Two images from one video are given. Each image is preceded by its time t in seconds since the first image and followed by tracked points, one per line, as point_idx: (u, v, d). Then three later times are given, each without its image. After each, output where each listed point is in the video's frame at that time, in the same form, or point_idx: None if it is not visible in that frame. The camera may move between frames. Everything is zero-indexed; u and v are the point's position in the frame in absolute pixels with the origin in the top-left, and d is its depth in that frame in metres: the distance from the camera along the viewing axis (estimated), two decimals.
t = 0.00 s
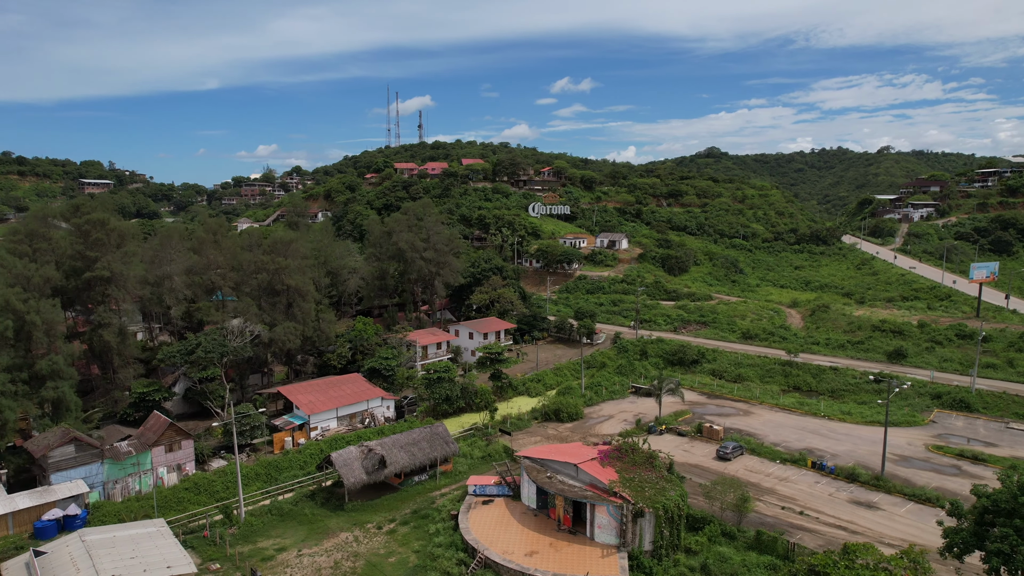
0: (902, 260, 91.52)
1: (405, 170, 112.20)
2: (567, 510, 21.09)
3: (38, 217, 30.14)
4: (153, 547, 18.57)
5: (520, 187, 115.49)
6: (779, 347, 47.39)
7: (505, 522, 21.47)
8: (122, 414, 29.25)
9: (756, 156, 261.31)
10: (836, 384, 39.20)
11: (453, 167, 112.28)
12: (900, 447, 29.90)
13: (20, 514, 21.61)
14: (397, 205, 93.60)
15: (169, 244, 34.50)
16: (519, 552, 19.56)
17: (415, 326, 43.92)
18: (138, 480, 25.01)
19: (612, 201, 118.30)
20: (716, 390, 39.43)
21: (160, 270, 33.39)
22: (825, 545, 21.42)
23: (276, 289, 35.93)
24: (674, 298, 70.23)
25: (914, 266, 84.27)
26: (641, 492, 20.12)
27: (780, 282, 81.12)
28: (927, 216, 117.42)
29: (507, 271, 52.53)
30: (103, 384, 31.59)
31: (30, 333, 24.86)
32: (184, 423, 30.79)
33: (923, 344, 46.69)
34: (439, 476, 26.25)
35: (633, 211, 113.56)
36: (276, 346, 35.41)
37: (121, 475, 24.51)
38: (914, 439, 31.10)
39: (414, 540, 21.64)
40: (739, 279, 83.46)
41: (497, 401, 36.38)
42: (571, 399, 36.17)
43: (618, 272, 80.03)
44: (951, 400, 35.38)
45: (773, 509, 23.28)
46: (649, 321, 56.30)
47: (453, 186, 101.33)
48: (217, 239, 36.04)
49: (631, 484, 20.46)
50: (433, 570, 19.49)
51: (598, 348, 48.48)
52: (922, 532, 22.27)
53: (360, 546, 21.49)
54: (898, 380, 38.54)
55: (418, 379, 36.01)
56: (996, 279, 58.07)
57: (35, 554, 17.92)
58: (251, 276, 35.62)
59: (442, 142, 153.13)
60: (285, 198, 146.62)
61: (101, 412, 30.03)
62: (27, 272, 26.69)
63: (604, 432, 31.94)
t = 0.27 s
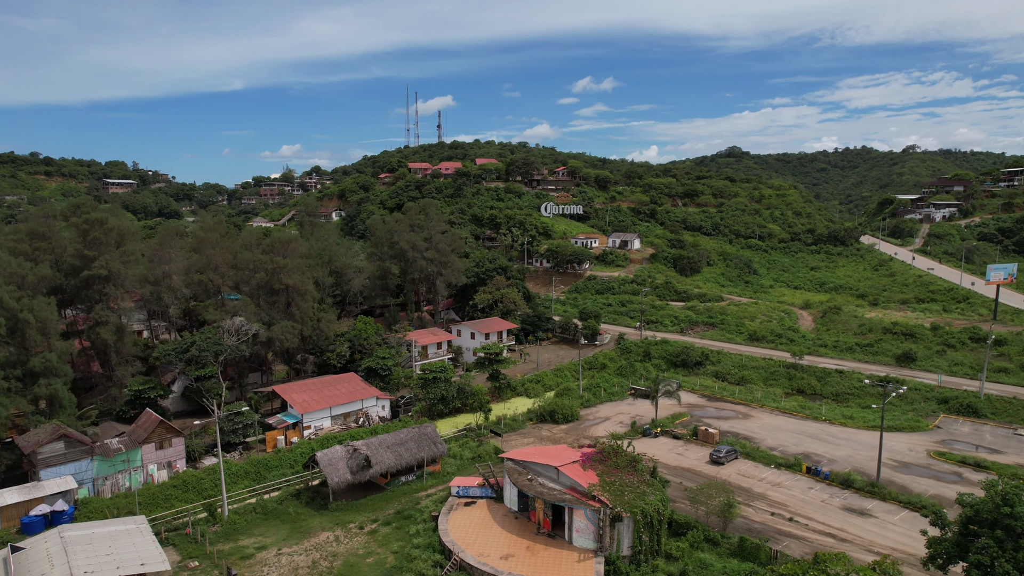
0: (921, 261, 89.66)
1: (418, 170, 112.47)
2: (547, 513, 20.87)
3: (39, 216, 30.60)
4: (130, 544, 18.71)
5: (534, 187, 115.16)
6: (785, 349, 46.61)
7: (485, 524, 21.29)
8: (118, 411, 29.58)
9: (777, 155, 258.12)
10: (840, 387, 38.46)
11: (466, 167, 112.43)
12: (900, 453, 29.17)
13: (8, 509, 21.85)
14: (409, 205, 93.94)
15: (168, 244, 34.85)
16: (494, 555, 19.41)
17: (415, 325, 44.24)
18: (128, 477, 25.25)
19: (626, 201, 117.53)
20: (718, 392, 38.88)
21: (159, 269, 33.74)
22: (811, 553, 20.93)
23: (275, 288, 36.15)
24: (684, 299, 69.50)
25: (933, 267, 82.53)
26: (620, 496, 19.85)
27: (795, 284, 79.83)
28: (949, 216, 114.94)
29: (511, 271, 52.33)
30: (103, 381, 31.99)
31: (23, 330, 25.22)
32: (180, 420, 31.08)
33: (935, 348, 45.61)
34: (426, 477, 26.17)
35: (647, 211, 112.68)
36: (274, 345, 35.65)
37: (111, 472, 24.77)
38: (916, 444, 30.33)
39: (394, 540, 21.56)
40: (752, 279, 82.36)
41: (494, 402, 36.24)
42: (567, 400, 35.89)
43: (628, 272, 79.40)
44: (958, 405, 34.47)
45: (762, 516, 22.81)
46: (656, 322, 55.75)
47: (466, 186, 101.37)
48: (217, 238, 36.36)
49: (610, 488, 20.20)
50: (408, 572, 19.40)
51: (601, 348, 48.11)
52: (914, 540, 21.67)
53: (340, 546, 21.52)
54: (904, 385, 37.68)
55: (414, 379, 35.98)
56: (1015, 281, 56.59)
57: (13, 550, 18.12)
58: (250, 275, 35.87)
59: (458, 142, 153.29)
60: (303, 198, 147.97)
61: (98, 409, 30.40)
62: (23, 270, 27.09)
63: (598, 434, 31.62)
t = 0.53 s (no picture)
0: (941, 263, 87.75)
1: (432, 170, 112.74)
2: (526, 516, 20.66)
3: (39, 215, 31.06)
4: (107, 541, 18.84)
5: (547, 186, 114.78)
6: (792, 351, 45.85)
7: (465, 526, 21.14)
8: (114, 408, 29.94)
9: (798, 154, 254.73)
10: (844, 391, 37.72)
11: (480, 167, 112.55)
12: (900, 460, 28.46)
13: None
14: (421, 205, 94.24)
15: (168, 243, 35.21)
16: (469, 558, 19.25)
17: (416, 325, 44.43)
18: (118, 474, 25.52)
19: (640, 200, 116.71)
20: (719, 395, 38.34)
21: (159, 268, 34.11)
22: (796, 561, 20.45)
23: (273, 287, 36.39)
24: (694, 300, 68.75)
25: (952, 269, 80.80)
26: (598, 500, 19.58)
27: (809, 285, 78.55)
28: (973, 216, 112.36)
29: (515, 271, 52.15)
30: (102, 378, 32.39)
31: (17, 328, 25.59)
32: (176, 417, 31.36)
33: (946, 351, 44.52)
34: (413, 478, 26.10)
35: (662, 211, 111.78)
36: (272, 344, 35.91)
37: (101, 469, 25.05)
38: (918, 450, 29.56)
39: (374, 541, 21.51)
40: (765, 280, 81.23)
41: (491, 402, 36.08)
42: (564, 402, 35.61)
43: (639, 272, 78.77)
44: (965, 411, 33.56)
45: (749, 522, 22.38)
46: (662, 323, 55.19)
47: (478, 186, 101.38)
48: (217, 238, 36.70)
49: (589, 492, 19.94)
50: (383, 573, 19.32)
51: (605, 349, 47.77)
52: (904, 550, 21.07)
53: (319, 546, 21.52)
54: (910, 389, 36.85)
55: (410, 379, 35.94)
56: None
57: None
58: (249, 274, 36.13)
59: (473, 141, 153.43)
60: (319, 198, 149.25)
61: (96, 406, 30.80)
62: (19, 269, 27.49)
63: (591, 436, 31.31)
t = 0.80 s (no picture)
0: (962, 264, 85.80)
1: (445, 170, 112.89)
2: (504, 519, 20.44)
3: (40, 215, 31.53)
4: (86, 537, 18.98)
5: (561, 186, 114.27)
6: (798, 354, 45.08)
7: (444, 527, 20.98)
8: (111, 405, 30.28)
9: (821, 154, 251.12)
10: (848, 395, 37.00)
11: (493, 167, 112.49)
12: (899, 467, 27.77)
13: None
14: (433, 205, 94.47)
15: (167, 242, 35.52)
16: (443, 560, 19.08)
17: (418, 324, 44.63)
18: (110, 470, 25.78)
19: (655, 200, 115.82)
20: (720, 397, 37.78)
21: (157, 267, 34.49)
22: (780, 568, 19.98)
23: (270, 286, 36.58)
24: (704, 301, 67.97)
25: (972, 270, 78.97)
26: (575, 503, 19.32)
27: (824, 286, 77.26)
28: (997, 216, 109.70)
29: (520, 271, 51.96)
30: (101, 376, 32.81)
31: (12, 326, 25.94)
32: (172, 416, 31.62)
33: (958, 355, 43.46)
34: (400, 478, 26.04)
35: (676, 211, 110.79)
36: (270, 343, 36.10)
37: (92, 465, 25.31)
38: (919, 457, 28.81)
39: (353, 541, 21.46)
40: (779, 280, 80.06)
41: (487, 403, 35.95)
42: (560, 404, 35.33)
43: (650, 273, 78.09)
44: (971, 417, 32.67)
45: (732, 529, 21.99)
46: (668, 324, 54.62)
47: (490, 186, 101.33)
48: (217, 237, 37.00)
49: (567, 495, 19.69)
50: (359, 573, 19.28)
51: (609, 350, 47.43)
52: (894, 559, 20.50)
53: (300, 545, 21.50)
54: (916, 394, 36.02)
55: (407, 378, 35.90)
56: None
57: None
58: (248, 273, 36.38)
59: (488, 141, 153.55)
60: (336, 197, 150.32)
61: (94, 403, 31.20)
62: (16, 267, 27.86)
63: (585, 438, 31.01)
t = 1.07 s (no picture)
0: (983, 266, 83.81)
1: (459, 170, 112.97)
2: (482, 521, 20.31)
3: (42, 214, 32.03)
4: (65, 533, 19.19)
5: (575, 186, 113.82)
6: (804, 356, 44.32)
7: (422, 528, 20.87)
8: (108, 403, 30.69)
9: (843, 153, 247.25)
10: (852, 399, 36.28)
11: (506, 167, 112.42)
12: (897, 473, 27.11)
13: None
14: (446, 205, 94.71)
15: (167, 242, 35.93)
16: (417, 561, 18.97)
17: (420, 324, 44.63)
18: (102, 466, 26.11)
19: (670, 199, 114.88)
20: (720, 400, 37.27)
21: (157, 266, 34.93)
22: None
23: (268, 285, 36.83)
24: (714, 301, 67.19)
25: (992, 272, 77.12)
26: (551, 506, 19.12)
27: (839, 288, 75.90)
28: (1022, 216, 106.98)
29: (524, 271, 51.75)
30: (101, 373, 33.28)
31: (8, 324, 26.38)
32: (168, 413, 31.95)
33: (969, 359, 42.39)
34: (387, 478, 26.02)
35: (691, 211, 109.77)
36: (268, 342, 36.37)
37: (84, 461, 25.65)
38: (919, 463, 28.11)
39: (333, 541, 21.47)
40: (793, 281, 78.89)
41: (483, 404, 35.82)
42: (556, 405, 35.09)
43: (661, 273, 77.43)
44: (977, 422, 31.80)
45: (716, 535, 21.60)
46: (675, 325, 54.06)
47: (503, 185, 101.29)
48: (218, 237, 37.32)
49: (544, 498, 19.48)
50: (334, 573, 19.27)
51: (612, 352, 47.03)
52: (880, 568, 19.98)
53: (280, 543, 21.56)
54: (922, 399, 35.16)
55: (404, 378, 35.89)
56: None
57: None
58: (247, 273, 36.68)
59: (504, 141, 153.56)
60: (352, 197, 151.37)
61: (93, 400, 31.67)
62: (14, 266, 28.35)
63: (578, 440, 30.75)
